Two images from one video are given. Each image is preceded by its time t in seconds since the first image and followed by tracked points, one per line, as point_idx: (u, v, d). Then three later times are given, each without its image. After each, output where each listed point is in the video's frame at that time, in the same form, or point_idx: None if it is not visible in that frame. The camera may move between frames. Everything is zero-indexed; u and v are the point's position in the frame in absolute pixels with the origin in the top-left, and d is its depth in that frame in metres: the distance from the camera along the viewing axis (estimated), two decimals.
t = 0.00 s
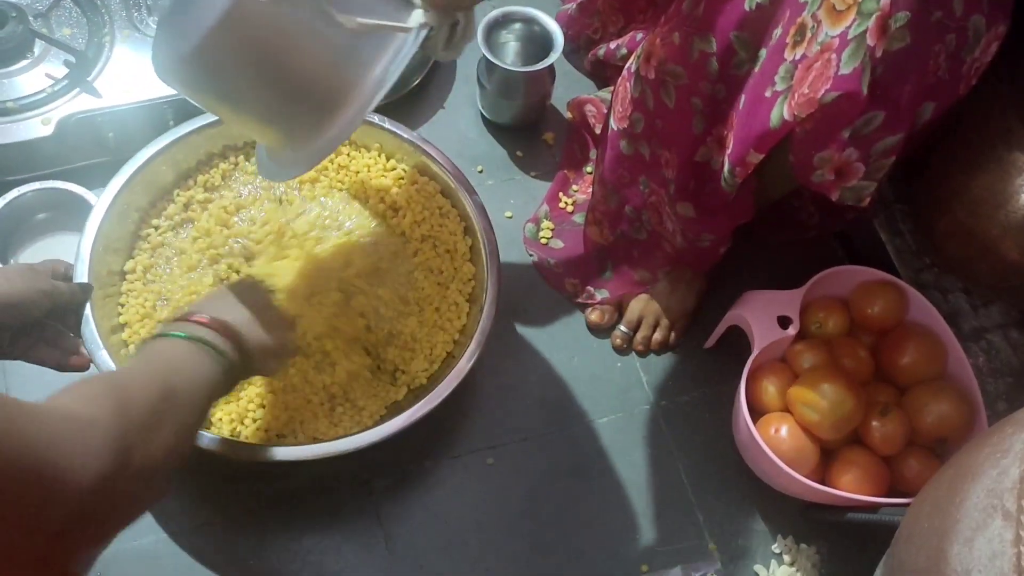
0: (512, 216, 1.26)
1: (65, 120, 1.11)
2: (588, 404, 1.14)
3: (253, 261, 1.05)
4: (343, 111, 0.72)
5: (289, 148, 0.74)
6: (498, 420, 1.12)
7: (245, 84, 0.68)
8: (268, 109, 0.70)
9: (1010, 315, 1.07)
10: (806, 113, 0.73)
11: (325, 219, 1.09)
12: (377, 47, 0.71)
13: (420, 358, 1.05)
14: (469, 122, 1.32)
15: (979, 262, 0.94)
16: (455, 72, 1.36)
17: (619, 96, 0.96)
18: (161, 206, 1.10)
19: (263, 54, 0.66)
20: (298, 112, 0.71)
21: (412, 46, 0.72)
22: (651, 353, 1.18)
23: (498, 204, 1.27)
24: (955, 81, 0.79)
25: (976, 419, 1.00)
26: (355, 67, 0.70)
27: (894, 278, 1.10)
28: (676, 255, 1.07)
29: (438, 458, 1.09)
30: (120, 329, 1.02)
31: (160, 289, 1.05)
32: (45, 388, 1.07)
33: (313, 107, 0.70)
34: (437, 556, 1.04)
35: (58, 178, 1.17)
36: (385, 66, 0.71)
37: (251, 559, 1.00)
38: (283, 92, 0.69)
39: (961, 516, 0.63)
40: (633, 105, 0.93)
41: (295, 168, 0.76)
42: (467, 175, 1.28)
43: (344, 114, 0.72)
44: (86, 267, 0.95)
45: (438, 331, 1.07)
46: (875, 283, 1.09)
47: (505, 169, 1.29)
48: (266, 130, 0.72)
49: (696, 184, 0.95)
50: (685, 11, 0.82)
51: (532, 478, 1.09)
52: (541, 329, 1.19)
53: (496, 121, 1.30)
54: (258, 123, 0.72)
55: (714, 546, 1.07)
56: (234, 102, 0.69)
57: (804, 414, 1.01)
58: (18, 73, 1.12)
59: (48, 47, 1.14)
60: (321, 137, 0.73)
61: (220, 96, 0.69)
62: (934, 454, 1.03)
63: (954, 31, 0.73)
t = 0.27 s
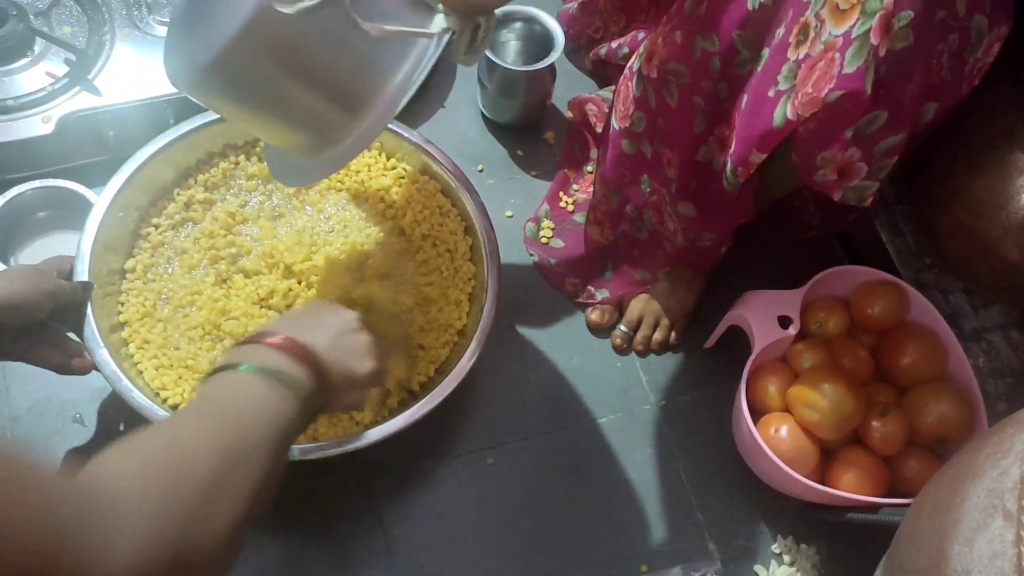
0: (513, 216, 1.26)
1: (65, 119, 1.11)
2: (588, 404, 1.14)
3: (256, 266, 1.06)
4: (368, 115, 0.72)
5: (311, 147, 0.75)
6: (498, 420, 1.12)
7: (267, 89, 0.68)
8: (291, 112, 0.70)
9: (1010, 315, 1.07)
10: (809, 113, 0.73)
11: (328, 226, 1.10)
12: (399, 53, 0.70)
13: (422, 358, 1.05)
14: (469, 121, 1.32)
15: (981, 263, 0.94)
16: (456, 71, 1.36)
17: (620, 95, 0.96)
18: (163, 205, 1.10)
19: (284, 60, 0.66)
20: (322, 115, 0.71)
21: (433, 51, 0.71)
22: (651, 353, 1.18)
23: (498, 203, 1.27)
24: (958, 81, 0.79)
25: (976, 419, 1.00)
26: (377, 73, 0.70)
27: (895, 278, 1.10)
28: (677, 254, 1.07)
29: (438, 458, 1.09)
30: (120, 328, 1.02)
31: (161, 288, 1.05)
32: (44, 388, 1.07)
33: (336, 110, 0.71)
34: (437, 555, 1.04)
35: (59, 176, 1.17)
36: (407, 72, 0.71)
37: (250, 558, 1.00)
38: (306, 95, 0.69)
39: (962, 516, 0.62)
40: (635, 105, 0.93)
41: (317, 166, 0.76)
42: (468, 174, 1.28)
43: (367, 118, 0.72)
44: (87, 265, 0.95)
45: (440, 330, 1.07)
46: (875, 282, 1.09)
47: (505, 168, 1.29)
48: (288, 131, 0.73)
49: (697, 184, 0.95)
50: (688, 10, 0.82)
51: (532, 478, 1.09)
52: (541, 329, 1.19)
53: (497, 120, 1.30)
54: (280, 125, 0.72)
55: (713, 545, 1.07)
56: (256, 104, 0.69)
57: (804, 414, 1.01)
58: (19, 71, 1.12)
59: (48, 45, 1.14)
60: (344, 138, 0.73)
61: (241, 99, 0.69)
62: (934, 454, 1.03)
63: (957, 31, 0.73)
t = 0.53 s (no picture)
0: (515, 213, 1.26)
1: (70, 113, 1.11)
2: (590, 401, 1.14)
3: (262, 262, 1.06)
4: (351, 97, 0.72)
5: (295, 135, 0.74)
6: (500, 416, 1.12)
7: (249, 69, 0.68)
8: (274, 94, 0.70)
9: (1011, 316, 1.08)
10: (814, 111, 0.73)
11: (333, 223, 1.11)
12: (380, 32, 0.71)
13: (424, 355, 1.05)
14: (473, 119, 1.32)
15: (983, 263, 0.94)
16: (460, 68, 1.36)
17: (623, 93, 0.96)
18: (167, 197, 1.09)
19: (267, 38, 0.66)
20: (305, 97, 0.70)
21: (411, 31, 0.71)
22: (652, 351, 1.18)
23: (501, 200, 1.27)
24: (961, 81, 0.80)
25: (976, 419, 1.01)
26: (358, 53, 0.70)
27: (896, 278, 1.10)
28: (680, 252, 1.08)
29: (440, 454, 1.09)
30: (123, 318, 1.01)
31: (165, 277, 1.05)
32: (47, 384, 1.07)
33: (320, 91, 0.71)
34: (438, 550, 1.04)
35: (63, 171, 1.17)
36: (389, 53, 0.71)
37: (250, 552, 1.00)
38: (287, 77, 0.69)
39: (963, 513, 0.63)
40: (638, 103, 0.93)
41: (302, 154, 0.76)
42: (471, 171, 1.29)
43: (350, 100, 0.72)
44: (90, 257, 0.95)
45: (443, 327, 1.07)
46: (877, 282, 1.10)
47: (508, 166, 1.29)
48: (271, 117, 0.72)
49: (701, 182, 0.95)
50: (693, 8, 0.82)
51: (533, 474, 1.09)
52: (543, 326, 1.19)
53: (500, 118, 1.30)
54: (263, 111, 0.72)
55: (713, 543, 1.07)
56: (239, 88, 0.69)
57: (805, 412, 1.02)
58: (23, 65, 1.12)
59: (53, 39, 1.14)
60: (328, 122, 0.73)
61: (223, 82, 0.69)
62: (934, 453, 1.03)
63: (961, 31, 0.74)
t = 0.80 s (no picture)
0: (526, 208, 1.27)
1: (86, 100, 1.12)
2: (597, 395, 1.15)
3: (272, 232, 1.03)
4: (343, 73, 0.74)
5: (292, 117, 0.76)
6: (507, 408, 1.13)
7: (243, 46, 0.70)
8: (270, 72, 0.72)
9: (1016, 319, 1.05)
10: (827, 109, 0.74)
11: (346, 190, 1.08)
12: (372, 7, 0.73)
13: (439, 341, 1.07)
14: (486, 114, 1.33)
15: (993, 265, 0.94)
16: (473, 63, 1.37)
17: (636, 89, 0.97)
18: (182, 183, 1.10)
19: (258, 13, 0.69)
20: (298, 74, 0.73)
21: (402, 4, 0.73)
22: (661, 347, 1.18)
23: (512, 194, 1.27)
24: (975, 82, 0.80)
25: (983, 420, 1.01)
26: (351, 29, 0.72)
27: (905, 278, 1.11)
28: (689, 249, 1.08)
29: (447, 444, 1.10)
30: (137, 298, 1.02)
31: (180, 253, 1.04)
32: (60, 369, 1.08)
33: (310, 64, 0.72)
34: (444, 540, 1.05)
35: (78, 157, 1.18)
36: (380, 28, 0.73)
37: (258, 538, 1.01)
38: (284, 54, 0.71)
39: (970, 509, 0.63)
40: (651, 99, 0.94)
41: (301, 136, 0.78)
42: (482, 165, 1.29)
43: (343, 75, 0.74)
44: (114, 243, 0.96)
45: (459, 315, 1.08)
46: (885, 282, 1.10)
47: (520, 161, 1.30)
48: (264, 95, 0.74)
49: (713, 179, 0.96)
50: (708, 5, 0.83)
51: (540, 467, 1.10)
52: (552, 320, 1.20)
53: (513, 112, 1.31)
54: (256, 88, 0.73)
55: (718, 538, 1.08)
56: (234, 67, 0.71)
57: (812, 410, 1.02)
58: (41, 51, 1.13)
59: (71, 26, 1.15)
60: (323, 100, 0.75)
61: (218, 61, 0.71)
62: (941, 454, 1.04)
63: (975, 31, 0.74)
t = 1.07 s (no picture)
0: (546, 205, 1.27)
1: (112, 91, 1.13)
2: (613, 393, 1.15)
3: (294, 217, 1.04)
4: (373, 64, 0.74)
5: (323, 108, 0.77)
6: (524, 404, 1.13)
7: (275, 36, 0.71)
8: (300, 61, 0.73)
9: None
10: (851, 109, 0.73)
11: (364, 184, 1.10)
12: None
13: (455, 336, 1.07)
14: (508, 110, 1.33)
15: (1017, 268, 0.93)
16: (496, 60, 1.37)
17: (659, 87, 0.97)
18: (204, 174, 1.11)
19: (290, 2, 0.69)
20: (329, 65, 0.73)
21: None
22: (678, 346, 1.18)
23: (533, 191, 1.28)
24: (999, 83, 0.80)
25: (1002, 425, 1.00)
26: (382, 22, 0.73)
27: (926, 281, 1.10)
28: (709, 248, 1.08)
29: (464, 439, 1.10)
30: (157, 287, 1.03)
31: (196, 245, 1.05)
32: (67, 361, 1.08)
33: (339, 51, 0.72)
34: (459, 533, 1.05)
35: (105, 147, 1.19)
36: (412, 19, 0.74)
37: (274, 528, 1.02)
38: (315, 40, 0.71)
39: (990, 511, 0.63)
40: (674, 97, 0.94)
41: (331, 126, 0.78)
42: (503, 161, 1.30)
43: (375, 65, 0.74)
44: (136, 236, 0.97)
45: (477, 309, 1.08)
46: (906, 284, 1.10)
47: (541, 158, 1.30)
48: (294, 82, 0.74)
49: (735, 177, 0.96)
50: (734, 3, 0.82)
51: (555, 463, 1.10)
52: (570, 317, 1.20)
53: (534, 109, 1.31)
54: (286, 76, 0.74)
55: (733, 539, 1.07)
56: (267, 58, 0.73)
57: (830, 411, 1.02)
58: (69, 41, 1.14)
59: (99, 17, 1.17)
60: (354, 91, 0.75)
61: (251, 50, 0.72)
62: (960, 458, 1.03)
63: (1001, 33, 0.74)
